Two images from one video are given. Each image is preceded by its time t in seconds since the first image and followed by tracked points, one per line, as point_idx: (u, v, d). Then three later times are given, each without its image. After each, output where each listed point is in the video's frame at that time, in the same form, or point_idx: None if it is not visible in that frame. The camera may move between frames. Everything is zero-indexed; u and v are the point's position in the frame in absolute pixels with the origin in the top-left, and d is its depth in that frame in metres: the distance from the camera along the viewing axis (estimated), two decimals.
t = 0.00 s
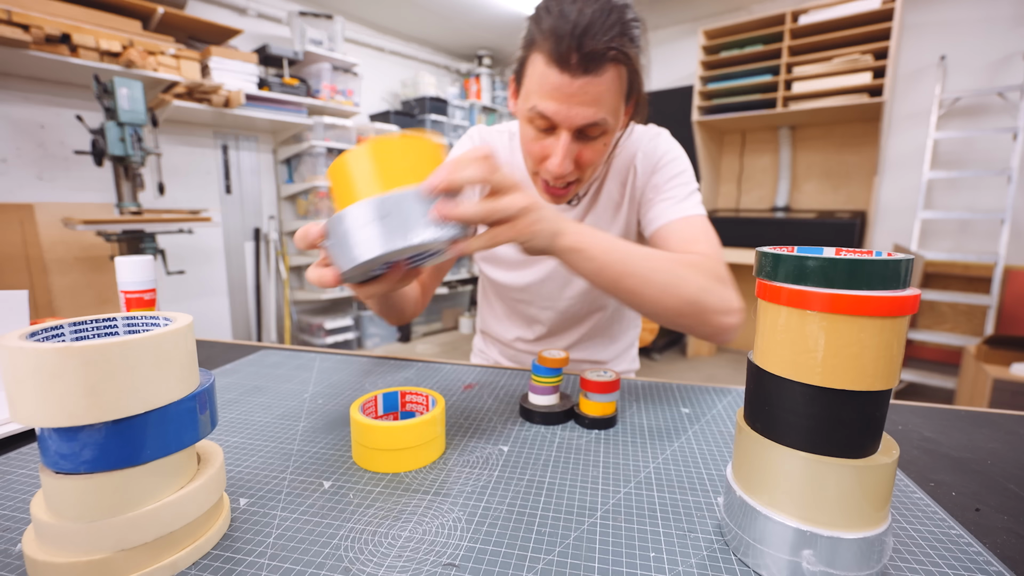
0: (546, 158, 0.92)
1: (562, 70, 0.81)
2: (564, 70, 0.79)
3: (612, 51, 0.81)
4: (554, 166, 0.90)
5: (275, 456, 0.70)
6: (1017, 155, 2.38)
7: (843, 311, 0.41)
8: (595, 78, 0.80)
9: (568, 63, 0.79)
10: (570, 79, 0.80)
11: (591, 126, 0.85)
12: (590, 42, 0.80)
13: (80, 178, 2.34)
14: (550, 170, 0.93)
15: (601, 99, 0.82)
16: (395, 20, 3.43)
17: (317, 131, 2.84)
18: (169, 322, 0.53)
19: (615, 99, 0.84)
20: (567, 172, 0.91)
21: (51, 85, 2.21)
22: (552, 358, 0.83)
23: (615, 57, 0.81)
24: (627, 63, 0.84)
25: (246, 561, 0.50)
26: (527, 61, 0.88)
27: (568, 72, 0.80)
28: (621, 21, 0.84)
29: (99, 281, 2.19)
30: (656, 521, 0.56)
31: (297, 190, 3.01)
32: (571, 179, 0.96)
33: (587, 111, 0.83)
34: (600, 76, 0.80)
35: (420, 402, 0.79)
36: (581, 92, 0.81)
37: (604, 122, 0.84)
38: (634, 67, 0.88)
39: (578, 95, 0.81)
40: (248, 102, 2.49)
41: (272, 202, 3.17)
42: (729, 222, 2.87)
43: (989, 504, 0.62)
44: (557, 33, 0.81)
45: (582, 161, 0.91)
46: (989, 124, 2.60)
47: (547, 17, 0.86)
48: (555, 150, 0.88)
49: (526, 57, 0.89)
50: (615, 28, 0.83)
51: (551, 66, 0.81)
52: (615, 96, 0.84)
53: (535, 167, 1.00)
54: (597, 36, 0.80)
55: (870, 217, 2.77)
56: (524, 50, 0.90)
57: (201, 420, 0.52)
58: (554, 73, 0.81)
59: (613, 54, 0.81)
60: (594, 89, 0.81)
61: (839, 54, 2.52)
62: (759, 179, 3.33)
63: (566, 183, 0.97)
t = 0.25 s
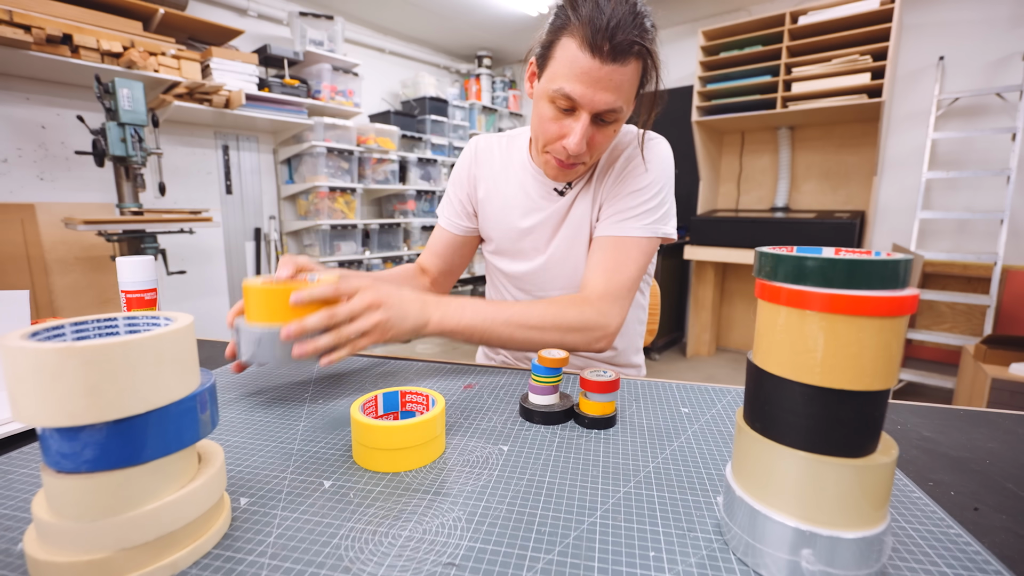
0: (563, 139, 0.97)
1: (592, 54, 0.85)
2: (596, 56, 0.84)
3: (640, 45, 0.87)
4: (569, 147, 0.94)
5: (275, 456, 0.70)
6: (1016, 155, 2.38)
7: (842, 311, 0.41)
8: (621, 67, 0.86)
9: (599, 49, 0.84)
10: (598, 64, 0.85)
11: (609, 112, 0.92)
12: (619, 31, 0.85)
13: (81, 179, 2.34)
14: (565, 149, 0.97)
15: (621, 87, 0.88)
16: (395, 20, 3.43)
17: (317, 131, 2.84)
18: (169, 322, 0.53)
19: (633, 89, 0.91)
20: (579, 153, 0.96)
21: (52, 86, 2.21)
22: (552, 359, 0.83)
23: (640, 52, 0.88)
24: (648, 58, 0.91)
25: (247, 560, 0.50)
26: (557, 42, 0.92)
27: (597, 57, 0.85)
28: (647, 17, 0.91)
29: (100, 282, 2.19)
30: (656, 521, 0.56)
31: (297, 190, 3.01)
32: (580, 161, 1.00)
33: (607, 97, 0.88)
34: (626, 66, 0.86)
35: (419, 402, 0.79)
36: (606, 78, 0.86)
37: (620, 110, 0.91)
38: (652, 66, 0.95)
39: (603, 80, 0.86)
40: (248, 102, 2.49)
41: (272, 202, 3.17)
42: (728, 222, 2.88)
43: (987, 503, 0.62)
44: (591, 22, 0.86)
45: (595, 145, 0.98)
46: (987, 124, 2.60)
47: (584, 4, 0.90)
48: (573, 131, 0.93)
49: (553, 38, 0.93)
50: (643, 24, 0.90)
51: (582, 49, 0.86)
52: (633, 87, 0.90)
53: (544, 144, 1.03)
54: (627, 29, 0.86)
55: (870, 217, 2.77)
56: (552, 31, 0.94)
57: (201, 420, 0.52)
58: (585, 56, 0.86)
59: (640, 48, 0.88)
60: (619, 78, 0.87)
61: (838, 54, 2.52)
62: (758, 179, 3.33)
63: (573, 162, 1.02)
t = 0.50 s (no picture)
0: (561, 135, 0.97)
1: (590, 51, 0.87)
2: (594, 52, 0.85)
3: (632, 42, 0.89)
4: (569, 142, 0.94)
5: (275, 456, 0.70)
6: (1016, 155, 2.38)
7: (842, 311, 0.41)
8: (617, 62, 0.88)
9: (597, 45, 0.86)
10: (597, 60, 0.87)
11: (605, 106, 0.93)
12: (614, 27, 0.88)
13: (81, 179, 2.34)
14: (564, 144, 0.96)
15: (617, 82, 0.90)
16: (395, 21, 3.43)
17: (317, 131, 2.84)
18: (169, 322, 0.53)
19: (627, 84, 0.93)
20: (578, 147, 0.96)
21: (52, 86, 2.21)
22: (552, 358, 0.83)
23: (632, 48, 0.90)
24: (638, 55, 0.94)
25: (247, 560, 0.50)
26: (553, 40, 0.92)
27: (596, 53, 0.86)
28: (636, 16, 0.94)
29: (100, 282, 2.19)
30: (656, 521, 0.56)
31: (297, 190, 3.01)
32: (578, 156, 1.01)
33: (605, 91, 0.90)
34: (621, 61, 0.88)
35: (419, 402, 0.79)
36: (603, 74, 0.88)
37: (615, 103, 0.93)
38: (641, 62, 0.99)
39: (601, 75, 0.88)
40: (248, 102, 2.48)
41: (272, 202, 3.17)
42: (728, 222, 2.88)
43: (987, 503, 0.62)
44: (587, 20, 0.88)
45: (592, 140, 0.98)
46: (987, 124, 2.61)
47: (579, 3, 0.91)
48: (573, 126, 0.94)
49: (549, 35, 0.94)
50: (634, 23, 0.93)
51: (580, 45, 0.87)
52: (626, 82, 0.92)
53: (542, 139, 1.02)
54: (620, 26, 0.88)
55: (870, 217, 2.77)
56: (546, 30, 0.95)
57: (201, 420, 0.52)
58: (583, 53, 0.87)
59: (633, 45, 0.90)
60: (615, 72, 0.88)
61: (838, 54, 2.53)
62: (758, 179, 3.34)
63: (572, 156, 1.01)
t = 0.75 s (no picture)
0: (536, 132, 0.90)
1: (544, 29, 0.83)
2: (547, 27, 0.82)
3: (590, 13, 0.86)
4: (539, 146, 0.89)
5: (275, 456, 0.70)
6: (1016, 155, 2.38)
7: (842, 311, 0.41)
8: (579, 33, 0.83)
9: (549, 21, 0.83)
10: (554, 37, 0.83)
11: (579, 88, 0.86)
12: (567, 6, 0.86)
13: (81, 179, 2.34)
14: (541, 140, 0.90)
15: (587, 56, 0.84)
16: (395, 21, 3.43)
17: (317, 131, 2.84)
18: (169, 322, 0.53)
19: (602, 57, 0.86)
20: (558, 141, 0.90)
21: (52, 86, 2.21)
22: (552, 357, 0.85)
23: (594, 18, 0.86)
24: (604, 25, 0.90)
25: (246, 560, 0.50)
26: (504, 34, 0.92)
27: (551, 29, 0.83)
28: None
29: (100, 282, 2.19)
30: (656, 521, 0.56)
31: (297, 190, 3.01)
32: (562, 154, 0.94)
33: (575, 69, 0.84)
34: (584, 31, 0.83)
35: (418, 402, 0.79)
36: (566, 49, 0.83)
37: (592, 80, 0.85)
38: (612, 26, 0.95)
39: (563, 52, 0.83)
40: (248, 102, 2.48)
41: (272, 202, 3.17)
42: (728, 222, 2.88)
43: (987, 503, 0.63)
44: (534, 6, 0.86)
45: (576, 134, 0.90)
46: (987, 124, 2.61)
47: None
48: (546, 119, 0.88)
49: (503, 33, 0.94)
50: None
51: (531, 27, 0.84)
52: (599, 54, 0.86)
53: (518, 152, 0.97)
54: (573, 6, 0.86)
55: (870, 217, 2.77)
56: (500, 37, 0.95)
57: (201, 419, 0.52)
58: (536, 32, 0.83)
59: (593, 15, 0.86)
60: (580, 44, 0.83)
61: (838, 55, 2.53)
62: (758, 179, 3.34)
63: (558, 159, 0.95)
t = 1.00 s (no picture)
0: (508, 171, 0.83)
1: (505, 65, 0.76)
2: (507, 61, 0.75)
3: (557, 38, 0.79)
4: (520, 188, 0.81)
5: (275, 456, 0.70)
6: (1016, 155, 2.38)
7: (842, 310, 0.41)
8: (544, 65, 0.76)
9: (510, 55, 0.76)
10: (517, 72, 0.75)
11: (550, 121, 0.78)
12: (531, 33, 0.78)
13: (81, 179, 2.34)
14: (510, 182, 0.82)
15: (556, 88, 0.76)
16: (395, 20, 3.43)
17: (317, 131, 2.84)
18: (169, 322, 0.53)
19: (574, 87, 0.79)
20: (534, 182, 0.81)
21: (52, 86, 2.21)
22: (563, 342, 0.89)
23: (562, 41, 0.79)
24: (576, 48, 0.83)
25: (246, 560, 0.50)
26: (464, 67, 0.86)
27: (512, 64, 0.76)
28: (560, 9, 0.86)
29: (99, 282, 2.19)
30: (656, 521, 0.56)
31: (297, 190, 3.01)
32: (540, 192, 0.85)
33: (543, 104, 0.76)
34: (550, 62, 0.76)
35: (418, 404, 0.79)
36: (531, 84, 0.75)
37: (565, 113, 0.78)
38: (584, 47, 0.87)
39: (527, 88, 0.75)
40: (248, 102, 2.48)
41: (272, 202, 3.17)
42: (728, 222, 2.88)
43: (987, 503, 0.62)
44: (493, 36, 0.79)
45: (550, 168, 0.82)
46: (987, 124, 2.60)
47: (478, 18, 0.86)
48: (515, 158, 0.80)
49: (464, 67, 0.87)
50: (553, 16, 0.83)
51: (490, 62, 0.77)
52: (571, 82, 0.79)
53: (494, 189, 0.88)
54: (539, 31, 0.78)
55: (870, 217, 2.77)
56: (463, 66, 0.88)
57: (201, 420, 0.52)
58: (496, 68, 0.76)
59: (560, 40, 0.79)
60: (547, 77, 0.75)
61: (838, 54, 2.53)
62: (758, 179, 3.34)
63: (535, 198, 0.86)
